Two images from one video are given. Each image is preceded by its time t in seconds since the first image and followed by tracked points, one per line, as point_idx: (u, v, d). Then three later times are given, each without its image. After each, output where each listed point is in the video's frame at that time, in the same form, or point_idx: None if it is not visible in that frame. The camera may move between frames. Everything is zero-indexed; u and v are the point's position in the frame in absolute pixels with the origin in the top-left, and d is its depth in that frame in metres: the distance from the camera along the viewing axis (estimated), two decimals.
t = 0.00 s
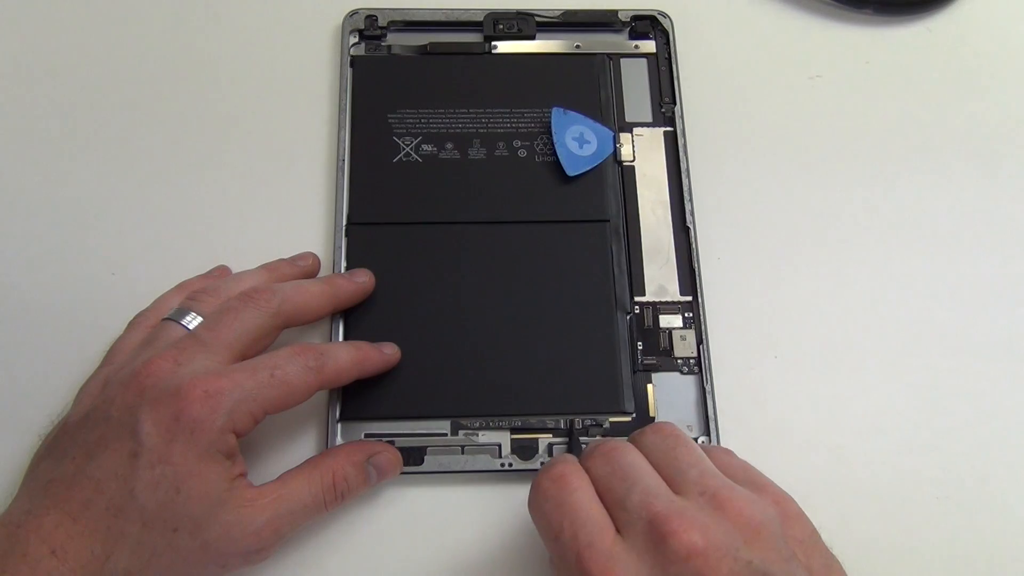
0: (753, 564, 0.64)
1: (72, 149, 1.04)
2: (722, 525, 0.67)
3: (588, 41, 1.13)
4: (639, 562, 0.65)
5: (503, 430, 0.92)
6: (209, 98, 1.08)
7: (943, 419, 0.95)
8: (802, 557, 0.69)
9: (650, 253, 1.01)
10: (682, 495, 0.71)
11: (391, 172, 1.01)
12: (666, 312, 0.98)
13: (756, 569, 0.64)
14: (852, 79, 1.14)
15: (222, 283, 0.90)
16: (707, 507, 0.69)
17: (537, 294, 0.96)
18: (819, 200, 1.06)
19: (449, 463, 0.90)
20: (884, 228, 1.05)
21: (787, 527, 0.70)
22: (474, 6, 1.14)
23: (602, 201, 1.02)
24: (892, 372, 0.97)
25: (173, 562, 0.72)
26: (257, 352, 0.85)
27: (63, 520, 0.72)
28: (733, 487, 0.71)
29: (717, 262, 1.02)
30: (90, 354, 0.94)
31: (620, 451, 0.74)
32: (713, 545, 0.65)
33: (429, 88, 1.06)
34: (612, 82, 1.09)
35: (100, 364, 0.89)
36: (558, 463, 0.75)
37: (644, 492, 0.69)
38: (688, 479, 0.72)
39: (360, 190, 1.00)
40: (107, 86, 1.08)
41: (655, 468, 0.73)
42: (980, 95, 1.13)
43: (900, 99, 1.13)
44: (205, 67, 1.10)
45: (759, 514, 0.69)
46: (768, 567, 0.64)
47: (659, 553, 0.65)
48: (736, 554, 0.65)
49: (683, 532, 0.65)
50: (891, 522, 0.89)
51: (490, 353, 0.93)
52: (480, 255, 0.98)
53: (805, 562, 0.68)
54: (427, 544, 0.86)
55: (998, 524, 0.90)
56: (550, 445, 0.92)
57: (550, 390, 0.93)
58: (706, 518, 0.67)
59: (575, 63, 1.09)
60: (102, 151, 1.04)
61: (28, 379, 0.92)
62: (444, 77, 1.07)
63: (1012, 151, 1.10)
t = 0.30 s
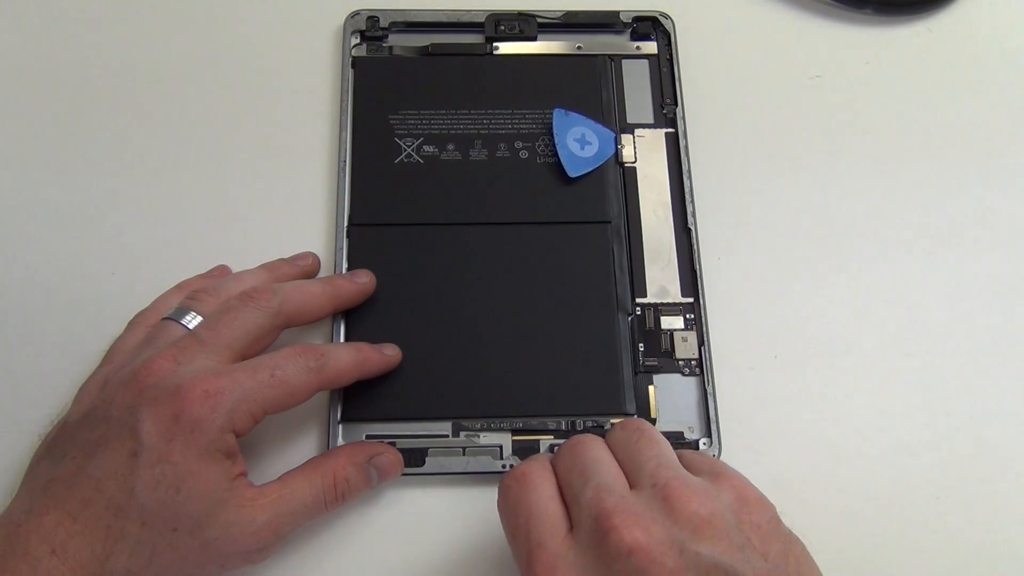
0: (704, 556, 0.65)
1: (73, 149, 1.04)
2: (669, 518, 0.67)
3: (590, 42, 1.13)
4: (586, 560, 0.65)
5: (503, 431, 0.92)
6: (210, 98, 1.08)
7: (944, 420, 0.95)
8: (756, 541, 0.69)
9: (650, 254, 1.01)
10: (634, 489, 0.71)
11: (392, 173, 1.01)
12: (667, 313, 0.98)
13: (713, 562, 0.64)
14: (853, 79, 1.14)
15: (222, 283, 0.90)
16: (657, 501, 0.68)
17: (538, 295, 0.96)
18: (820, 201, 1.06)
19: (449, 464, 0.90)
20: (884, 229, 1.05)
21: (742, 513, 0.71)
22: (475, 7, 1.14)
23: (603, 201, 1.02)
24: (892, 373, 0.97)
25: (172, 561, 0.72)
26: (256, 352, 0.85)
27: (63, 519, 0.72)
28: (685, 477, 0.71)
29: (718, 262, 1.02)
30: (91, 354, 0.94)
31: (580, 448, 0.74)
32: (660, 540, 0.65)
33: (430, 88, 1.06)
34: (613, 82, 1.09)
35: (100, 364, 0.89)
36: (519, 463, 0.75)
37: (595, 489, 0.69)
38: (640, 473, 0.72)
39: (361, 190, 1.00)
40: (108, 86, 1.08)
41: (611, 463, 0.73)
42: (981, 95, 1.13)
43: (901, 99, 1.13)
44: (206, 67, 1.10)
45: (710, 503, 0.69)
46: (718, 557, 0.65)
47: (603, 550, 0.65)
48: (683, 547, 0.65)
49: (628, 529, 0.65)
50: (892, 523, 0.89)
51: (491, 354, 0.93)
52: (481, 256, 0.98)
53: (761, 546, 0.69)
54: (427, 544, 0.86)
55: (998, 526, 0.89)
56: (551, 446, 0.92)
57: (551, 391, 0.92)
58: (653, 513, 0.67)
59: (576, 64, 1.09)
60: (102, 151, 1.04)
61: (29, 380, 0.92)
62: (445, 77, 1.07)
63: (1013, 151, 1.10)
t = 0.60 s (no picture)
0: (707, 558, 0.65)
1: (72, 149, 1.04)
2: (672, 520, 0.67)
3: (590, 42, 1.13)
4: (589, 559, 0.66)
5: (503, 431, 0.92)
6: (210, 98, 1.08)
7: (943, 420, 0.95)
8: (760, 543, 0.69)
9: (650, 254, 1.01)
10: (637, 490, 0.71)
11: (392, 173, 1.01)
12: (667, 313, 0.98)
13: (717, 564, 0.65)
14: (852, 79, 1.14)
15: (221, 283, 0.90)
16: (660, 503, 0.68)
17: (538, 295, 0.96)
18: (819, 201, 1.06)
19: (449, 464, 0.90)
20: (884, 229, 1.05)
21: (745, 515, 0.70)
22: (475, 7, 1.14)
23: (603, 201, 1.02)
24: (892, 373, 0.97)
25: (173, 561, 0.72)
26: (256, 352, 0.85)
27: (64, 519, 0.72)
28: (688, 480, 0.71)
29: (717, 262, 1.02)
30: (90, 354, 0.94)
31: (583, 449, 0.74)
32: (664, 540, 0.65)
33: (430, 88, 1.06)
34: (613, 83, 1.09)
35: (100, 364, 0.89)
36: (523, 462, 0.75)
37: (600, 489, 0.69)
38: (645, 474, 0.72)
39: (361, 190, 1.00)
40: (107, 86, 1.08)
41: (616, 464, 0.73)
42: (981, 95, 1.13)
43: (901, 99, 1.13)
44: (206, 66, 1.10)
45: (713, 505, 0.69)
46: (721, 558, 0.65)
47: (607, 550, 0.65)
48: (688, 548, 0.65)
49: (633, 528, 0.65)
50: (891, 523, 0.89)
51: (491, 354, 0.93)
52: (480, 257, 0.98)
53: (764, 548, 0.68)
54: (426, 544, 0.86)
55: (998, 526, 0.89)
56: (550, 446, 0.92)
57: (551, 391, 0.92)
58: (657, 514, 0.68)
59: (576, 64, 1.09)
60: (102, 151, 1.04)
61: (28, 379, 0.92)
62: (444, 77, 1.07)
63: (1012, 151, 1.10)
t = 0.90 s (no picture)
0: (662, 527, 0.64)
1: (72, 149, 1.04)
2: (631, 489, 0.67)
3: (590, 42, 1.13)
4: (546, 528, 0.66)
5: (503, 431, 0.92)
6: (209, 98, 1.08)
7: (943, 420, 0.95)
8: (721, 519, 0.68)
9: (650, 254, 1.01)
10: (606, 467, 0.71)
11: (392, 173, 1.01)
12: (667, 313, 0.98)
13: (671, 533, 0.64)
14: (852, 79, 1.14)
15: (221, 283, 0.90)
16: (621, 475, 0.68)
17: (538, 294, 0.96)
18: (819, 200, 1.06)
19: (449, 465, 0.90)
20: (884, 229, 1.05)
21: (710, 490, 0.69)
22: (475, 7, 1.14)
23: (603, 201, 1.02)
24: (891, 373, 0.97)
25: (173, 561, 0.72)
26: (256, 352, 0.85)
27: (63, 519, 0.72)
28: (655, 456, 0.71)
29: (717, 262, 1.02)
30: (90, 354, 0.94)
31: (560, 430, 0.74)
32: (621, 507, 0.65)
33: (430, 88, 1.06)
34: (613, 82, 1.09)
35: (100, 364, 0.89)
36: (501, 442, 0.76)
37: (566, 464, 0.70)
38: (615, 451, 0.72)
39: (361, 190, 1.00)
40: (107, 86, 1.08)
41: (587, 442, 0.73)
42: (981, 95, 1.13)
43: (900, 100, 1.13)
44: (206, 66, 1.10)
45: (675, 478, 0.68)
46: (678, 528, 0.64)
47: (562, 518, 0.65)
48: (642, 518, 0.65)
49: (587, 496, 0.65)
50: (890, 523, 0.89)
51: (490, 354, 0.93)
52: (480, 257, 0.98)
53: (725, 523, 0.68)
54: (426, 544, 0.86)
55: (998, 526, 0.89)
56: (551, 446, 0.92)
57: (551, 391, 0.92)
58: (617, 485, 0.67)
59: (576, 64, 1.09)
60: (102, 151, 1.04)
61: (28, 380, 0.92)
62: (444, 77, 1.07)
63: (1012, 151, 1.10)
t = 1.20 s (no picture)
0: (593, 504, 0.64)
1: (72, 148, 1.04)
2: (569, 466, 0.67)
3: (590, 42, 1.13)
4: (482, 501, 0.67)
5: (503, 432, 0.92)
6: (209, 98, 1.08)
7: (943, 421, 0.95)
8: (660, 499, 0.67)
9: (651, 255, 1.00)
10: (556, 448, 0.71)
11: (392, 173, 1.01)
12: (667, 314, 0.98)
13: (603, 511, 0.63)
14: (852, 79, 1.13)
15: (221, 283, 0.90)
16: (563, 455, 0.68)
17: (538, 295, 0.96)
18: (820, 200, 1.06)
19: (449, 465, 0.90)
20: (884, 229, 1.05)
21: (651, 471, 0.69)
22: (475, 8, 1.14)
23: (603, 201, 1.02)
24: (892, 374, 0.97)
25: (172, 561, 0.72)
26: (256, 352, 0.85)
27: (63, 519, 0.72)
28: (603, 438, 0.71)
29: (717, 262, 1.01)
30: (90, 353, 0.94)
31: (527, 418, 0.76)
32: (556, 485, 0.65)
33: (430, 88, 1.06)
34: (613, 83, 1.09)
35: (99, 363, 0.89)
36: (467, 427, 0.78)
37: (517, 444, 0.71)
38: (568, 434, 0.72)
39: (361, 190, 1.00)
40: (107, 86, 1.08)
41: (547, 427, 0.74)
42: (981, 95, 1.13)
43: (901, 100, 1.12)
44: (205, 66, 1.10)
45: (615, 457, 0.68)
46: (609, 507, 0.64)
47: (497, 492, 0.66)
48: (575, 494, 0.64)
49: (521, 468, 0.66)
50: (890, 524, 0.89)
51: (490, 355, 0.93)
52: (480, 257, 0.98)
53: (664, 505, 0.66)
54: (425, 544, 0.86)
55: (998, 527, 0.89)
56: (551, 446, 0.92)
57: (550, 391, 0.92)
58: (556, 463, 0.68)
59: (576, 64, 1.09)
60: (102, 150, 1.04)
61: (28, 379, 0.92)
62: (445, 78, 1.07)
63: (1012, 152, 1.10)
